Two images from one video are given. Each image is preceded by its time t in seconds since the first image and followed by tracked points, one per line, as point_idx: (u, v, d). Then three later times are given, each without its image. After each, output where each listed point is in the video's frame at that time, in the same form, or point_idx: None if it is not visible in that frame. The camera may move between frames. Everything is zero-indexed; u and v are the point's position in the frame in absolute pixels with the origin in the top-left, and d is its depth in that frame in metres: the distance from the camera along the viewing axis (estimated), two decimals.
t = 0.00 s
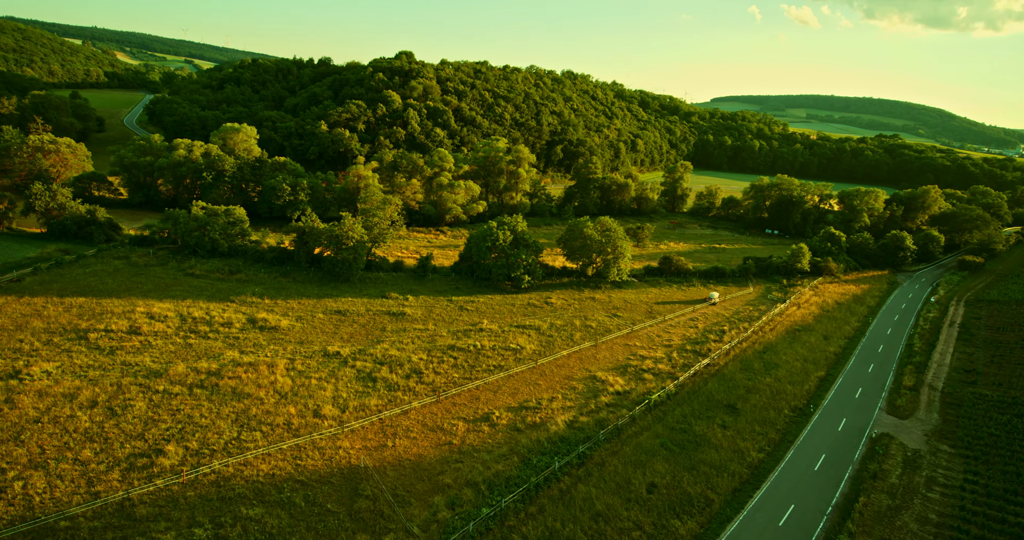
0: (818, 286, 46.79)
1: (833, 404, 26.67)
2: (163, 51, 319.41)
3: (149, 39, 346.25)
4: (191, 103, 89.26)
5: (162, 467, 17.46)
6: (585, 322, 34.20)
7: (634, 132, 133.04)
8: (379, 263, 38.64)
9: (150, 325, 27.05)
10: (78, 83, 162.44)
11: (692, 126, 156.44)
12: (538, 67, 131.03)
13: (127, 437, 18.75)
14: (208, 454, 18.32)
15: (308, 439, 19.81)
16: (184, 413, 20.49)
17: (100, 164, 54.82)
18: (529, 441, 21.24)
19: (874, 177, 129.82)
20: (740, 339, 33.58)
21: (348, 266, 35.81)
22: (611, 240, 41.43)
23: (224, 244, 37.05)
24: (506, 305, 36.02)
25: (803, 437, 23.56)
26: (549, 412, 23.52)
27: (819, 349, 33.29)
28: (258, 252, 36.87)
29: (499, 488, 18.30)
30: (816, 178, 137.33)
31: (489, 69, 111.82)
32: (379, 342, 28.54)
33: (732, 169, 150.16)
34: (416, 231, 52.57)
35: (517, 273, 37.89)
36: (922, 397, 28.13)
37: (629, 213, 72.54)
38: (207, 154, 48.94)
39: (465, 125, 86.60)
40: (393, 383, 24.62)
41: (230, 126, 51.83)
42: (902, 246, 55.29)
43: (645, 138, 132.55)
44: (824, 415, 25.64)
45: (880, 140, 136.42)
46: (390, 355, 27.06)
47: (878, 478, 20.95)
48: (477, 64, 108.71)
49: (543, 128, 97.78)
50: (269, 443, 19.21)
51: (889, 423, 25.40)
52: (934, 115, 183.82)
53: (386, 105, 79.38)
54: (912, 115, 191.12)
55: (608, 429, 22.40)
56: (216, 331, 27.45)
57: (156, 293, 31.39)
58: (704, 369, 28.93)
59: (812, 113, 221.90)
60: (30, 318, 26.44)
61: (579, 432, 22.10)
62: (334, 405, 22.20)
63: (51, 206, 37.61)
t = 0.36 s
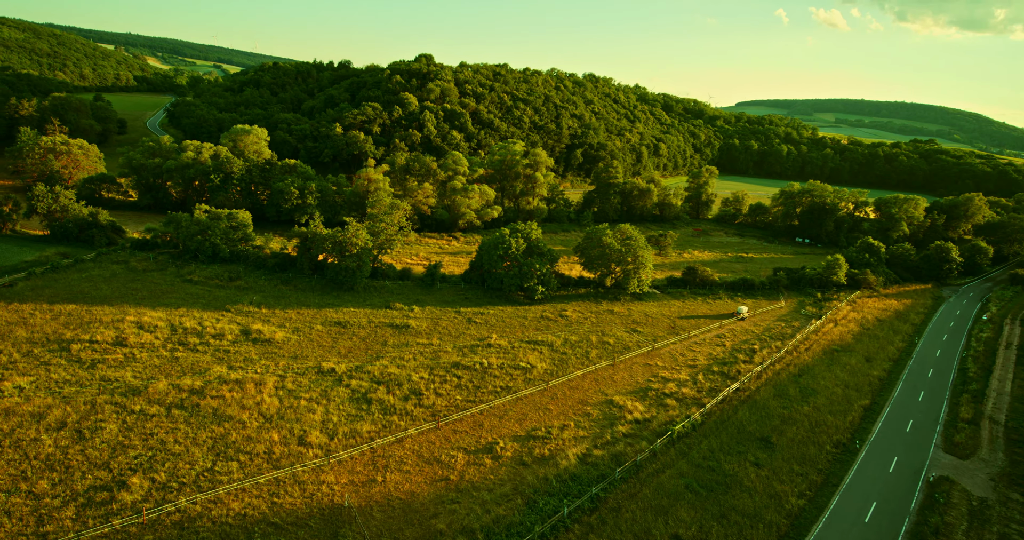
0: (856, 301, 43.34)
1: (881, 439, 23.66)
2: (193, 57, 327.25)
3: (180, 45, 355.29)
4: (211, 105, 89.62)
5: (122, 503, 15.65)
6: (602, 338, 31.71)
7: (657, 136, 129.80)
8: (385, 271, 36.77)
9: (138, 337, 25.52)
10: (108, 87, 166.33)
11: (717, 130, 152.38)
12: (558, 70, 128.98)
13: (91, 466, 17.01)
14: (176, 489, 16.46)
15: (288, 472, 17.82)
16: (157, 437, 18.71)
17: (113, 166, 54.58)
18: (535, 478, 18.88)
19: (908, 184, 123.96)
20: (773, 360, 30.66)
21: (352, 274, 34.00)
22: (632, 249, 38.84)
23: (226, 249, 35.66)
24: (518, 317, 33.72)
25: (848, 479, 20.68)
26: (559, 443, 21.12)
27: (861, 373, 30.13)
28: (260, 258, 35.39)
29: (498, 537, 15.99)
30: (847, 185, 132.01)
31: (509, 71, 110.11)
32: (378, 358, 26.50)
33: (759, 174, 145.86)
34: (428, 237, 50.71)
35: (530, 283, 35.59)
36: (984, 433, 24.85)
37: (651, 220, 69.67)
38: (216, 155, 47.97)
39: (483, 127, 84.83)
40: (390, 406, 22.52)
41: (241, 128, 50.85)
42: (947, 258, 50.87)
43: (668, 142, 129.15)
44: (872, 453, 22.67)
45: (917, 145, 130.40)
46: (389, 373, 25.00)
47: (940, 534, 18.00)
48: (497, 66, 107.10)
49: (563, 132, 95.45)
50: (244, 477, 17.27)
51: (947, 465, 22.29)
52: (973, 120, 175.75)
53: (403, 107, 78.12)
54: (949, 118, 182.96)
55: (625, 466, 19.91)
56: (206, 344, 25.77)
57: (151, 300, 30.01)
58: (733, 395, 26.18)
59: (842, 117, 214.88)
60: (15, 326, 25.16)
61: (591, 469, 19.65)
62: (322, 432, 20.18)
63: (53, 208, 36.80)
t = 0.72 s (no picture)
0: (897, 318, 39.93)
1: (940, 486, 20.67)
2: (218, 60, 333.18)
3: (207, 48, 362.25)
4: (227, 107, 89.44)
5: None
6: (620, 357, 29.21)
7: (678, 139, 126.31)
8: (390, 280, 34.86)
9: (120, 352, 23.88)
10: (133, 90, 169.19)
11: (741, 133, 148.05)
12: (578, 72, 126.46)
13: (42, 506, 15.19)
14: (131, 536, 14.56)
15: (262, 515, 15.80)
16: (121, 470, 16.86)
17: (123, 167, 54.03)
18: (539, 527, 16.51)
19: (943, 189, 118.25)
20: (809, 386, 27.74)
21: (353, 284, 32.07)
22: (652, 259, 36.26)
23: (224, 256, 34.09)
24: (529, 333, 31.38)
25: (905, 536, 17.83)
26: (569, 484, 18.70)
27: (910, 403, 27.01)
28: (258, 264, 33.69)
29: None
30: (876, 190, 126.67)
31: (527, 73, 108.08)
32: (374, 378, 24.43)
33: (784, 178, 141.17)
34: (438, 244, 48.75)
35: (543, 295, 33.13)
36: None
37: (672, 226, 66.75)
38: (222, 158, 46.76)
39: (499, 130, 82.82)
40: (383, 434, 20.39)
41: (249, 129, 49.57)
42: (996, 270, 46.97)
43: (690, 145, 125.57)
44: (930, 502, 19.73)
45: (953, 149, 124.51)
46: (385, 396, 22.91)
47: None
48: (515, 67, 105.15)
49: (581, 134, 92.91)
50: (211, 522, 15.28)
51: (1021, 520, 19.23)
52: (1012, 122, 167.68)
53: (417, 109, 76.57)
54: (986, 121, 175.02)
55: (644, 515, 17.42)
56: (192, 360, 24.03)
57: (140, 309, 28.43)
58: (767, 427, 23.41)
59: (871, 120, 207.77)
60: None
61: (605, 518, 17.19)
62: (304, 465, 18.13)
63: (52, 211, 35.73)
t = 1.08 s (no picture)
0: (941, 338, 36.63)
1: None
2: (240, 65, 338.39)
3: (229, 54, 368.30)
4: (241, 111, 89.08)
5: None
6: (637, 382, 26.68)
7: (698, 143, 123.07)
8: (392, 291, 32.92)
9: (94, 370, 22.15)
10: (155, 96, 171.55)
11: (763, 138, 144.03)
12: (595, 76, 124.15)
13: None
14: None
15: None
16: (70, 514, 14.93)
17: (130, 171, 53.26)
18: None
19: (978, 197, 112.98)
20: (849, 417, 24.89)
21: (352, 297, 30.12)
22: (672, 272, 33.69)
23: (218, 265, 32.46)
24: (539, 352, 29.01)
25: None
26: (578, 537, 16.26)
27: (965, 440, 23.98)
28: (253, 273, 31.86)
29: None
30: (905, 198, 121.64)
31: (543, 76, 106.10)
32: (367, 403, 22.30)
33: (808, 185, 136.73)
34: (446, 252, 46.72)
35: (554, 310, 30.76)
36: None
37: (692, 235, 63.85)
38: (226, 162, 45.45)
39: (513, 134, 80.77)
40: (369, 472, 18.19)
41: (254, 132, 48.22)
42: None
43: (711, 150, 122.12)
44: None
45: (988, 155, 119.03)
46: (376, 425, 20.74)
47: None
48: (531, 71, 103.22)
49: (598, 139, 90.46)
50: None
51: None
52: None
53: (430, 112, 75.01)
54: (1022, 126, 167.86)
55: None
56: (170, 381, 22.17)
57: (125, 322, 26.81)
58: (804, 468, 20.68)
59: (899, 125, 201.29)
60: None
61: None
62: (278, 511, 16.00)
63: (46, 216, 34.53)
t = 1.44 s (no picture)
0: (992, 362, 33.30)
1: None
2: (259, 71, 342.69)
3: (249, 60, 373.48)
4: (252, 116, 88.44)
5: None
6: (656, 411, 24.11)
7: (717, 149, 119.77)
8: (392, 305, 30.87)
9: (60, 393, 20.34)
10: (174, 100, 173.27)
11: (784, 143, 140.03)
12: (611, 80, 121.75)
13: None
14: None
15: None
16: None
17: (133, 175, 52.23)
18: None
19: (1011, 205, 107.89)
20: (897, 457, 22.02)
21: (347, 312, 28.06)
22: (694, 288, 31.09)
23: (210, 275, 30.74)
24: (548, 374, 26.58)
25: None
26: None
27: None
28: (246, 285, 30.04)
29: None
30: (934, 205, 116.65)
31: (558, 80, 103.95)
32: (355, 435, 20.09)
33: (831, 192, 132.20)
34: (454, 261, 44.61)
35: (565, 328, 28.36)
36: None
37: (713, 244, 60.98)
38: (227, 166, 43.99)
39: (526, 138, 78.62)
40: (349, 521, 15.93)
41: (257, 136, 46.72)
42: None
43: (730, 156, 118.67)
44: None
45: (1023, 161, 113.62)
46: (363, 462, 18.53)
47: None
48: (546, 75, 101.18)
49: (614, 143, 87.91)
50: None
51: None
52: None
53: (441, 116, 73.28)
54: None
55: None
56: (142, 407, 20.25)
57: (105, 338, 25.13)
58: (851, 521, 17.92)
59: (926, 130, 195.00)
60: None
61: None
62: None
63: (37, 222, 33.01)
